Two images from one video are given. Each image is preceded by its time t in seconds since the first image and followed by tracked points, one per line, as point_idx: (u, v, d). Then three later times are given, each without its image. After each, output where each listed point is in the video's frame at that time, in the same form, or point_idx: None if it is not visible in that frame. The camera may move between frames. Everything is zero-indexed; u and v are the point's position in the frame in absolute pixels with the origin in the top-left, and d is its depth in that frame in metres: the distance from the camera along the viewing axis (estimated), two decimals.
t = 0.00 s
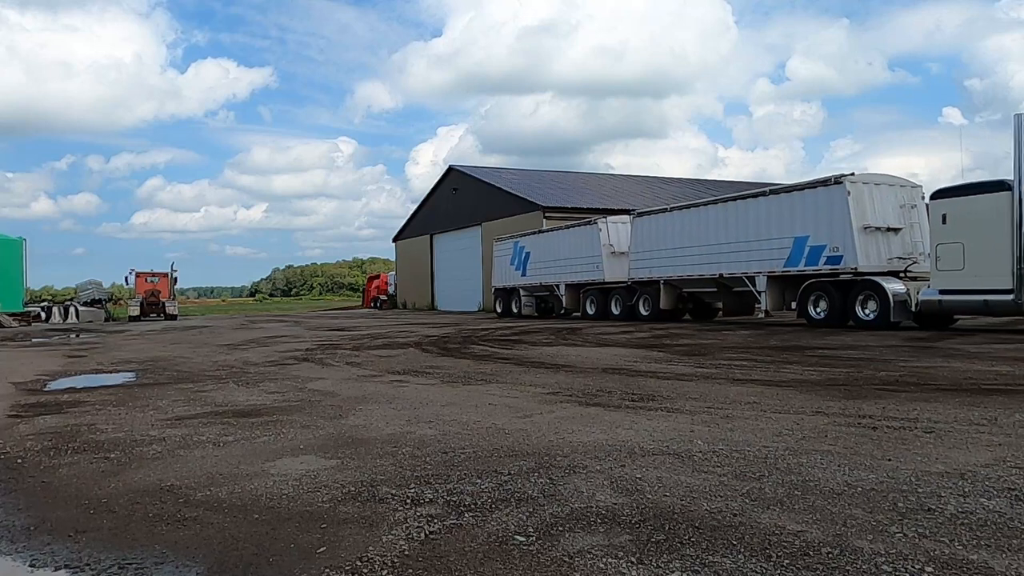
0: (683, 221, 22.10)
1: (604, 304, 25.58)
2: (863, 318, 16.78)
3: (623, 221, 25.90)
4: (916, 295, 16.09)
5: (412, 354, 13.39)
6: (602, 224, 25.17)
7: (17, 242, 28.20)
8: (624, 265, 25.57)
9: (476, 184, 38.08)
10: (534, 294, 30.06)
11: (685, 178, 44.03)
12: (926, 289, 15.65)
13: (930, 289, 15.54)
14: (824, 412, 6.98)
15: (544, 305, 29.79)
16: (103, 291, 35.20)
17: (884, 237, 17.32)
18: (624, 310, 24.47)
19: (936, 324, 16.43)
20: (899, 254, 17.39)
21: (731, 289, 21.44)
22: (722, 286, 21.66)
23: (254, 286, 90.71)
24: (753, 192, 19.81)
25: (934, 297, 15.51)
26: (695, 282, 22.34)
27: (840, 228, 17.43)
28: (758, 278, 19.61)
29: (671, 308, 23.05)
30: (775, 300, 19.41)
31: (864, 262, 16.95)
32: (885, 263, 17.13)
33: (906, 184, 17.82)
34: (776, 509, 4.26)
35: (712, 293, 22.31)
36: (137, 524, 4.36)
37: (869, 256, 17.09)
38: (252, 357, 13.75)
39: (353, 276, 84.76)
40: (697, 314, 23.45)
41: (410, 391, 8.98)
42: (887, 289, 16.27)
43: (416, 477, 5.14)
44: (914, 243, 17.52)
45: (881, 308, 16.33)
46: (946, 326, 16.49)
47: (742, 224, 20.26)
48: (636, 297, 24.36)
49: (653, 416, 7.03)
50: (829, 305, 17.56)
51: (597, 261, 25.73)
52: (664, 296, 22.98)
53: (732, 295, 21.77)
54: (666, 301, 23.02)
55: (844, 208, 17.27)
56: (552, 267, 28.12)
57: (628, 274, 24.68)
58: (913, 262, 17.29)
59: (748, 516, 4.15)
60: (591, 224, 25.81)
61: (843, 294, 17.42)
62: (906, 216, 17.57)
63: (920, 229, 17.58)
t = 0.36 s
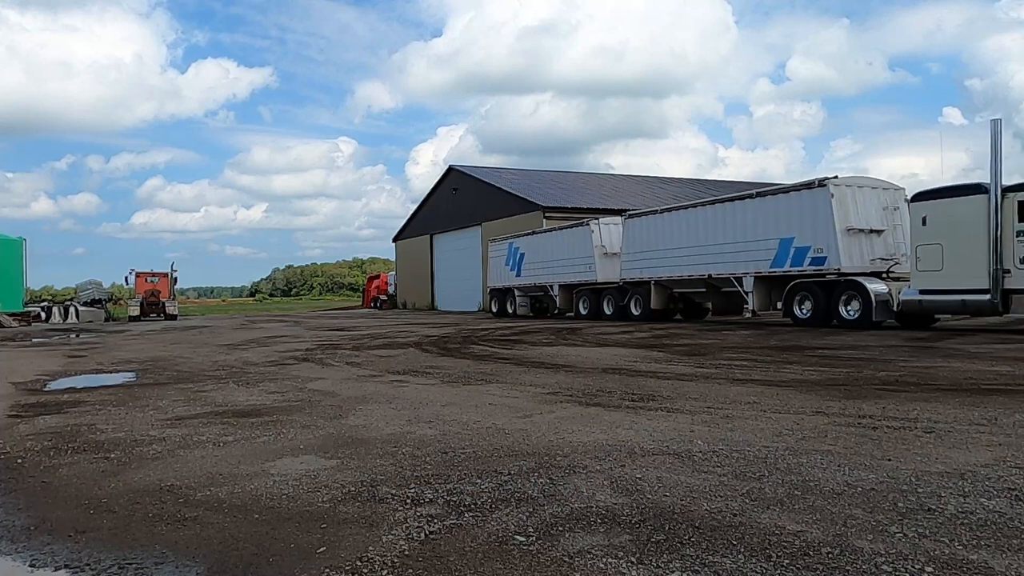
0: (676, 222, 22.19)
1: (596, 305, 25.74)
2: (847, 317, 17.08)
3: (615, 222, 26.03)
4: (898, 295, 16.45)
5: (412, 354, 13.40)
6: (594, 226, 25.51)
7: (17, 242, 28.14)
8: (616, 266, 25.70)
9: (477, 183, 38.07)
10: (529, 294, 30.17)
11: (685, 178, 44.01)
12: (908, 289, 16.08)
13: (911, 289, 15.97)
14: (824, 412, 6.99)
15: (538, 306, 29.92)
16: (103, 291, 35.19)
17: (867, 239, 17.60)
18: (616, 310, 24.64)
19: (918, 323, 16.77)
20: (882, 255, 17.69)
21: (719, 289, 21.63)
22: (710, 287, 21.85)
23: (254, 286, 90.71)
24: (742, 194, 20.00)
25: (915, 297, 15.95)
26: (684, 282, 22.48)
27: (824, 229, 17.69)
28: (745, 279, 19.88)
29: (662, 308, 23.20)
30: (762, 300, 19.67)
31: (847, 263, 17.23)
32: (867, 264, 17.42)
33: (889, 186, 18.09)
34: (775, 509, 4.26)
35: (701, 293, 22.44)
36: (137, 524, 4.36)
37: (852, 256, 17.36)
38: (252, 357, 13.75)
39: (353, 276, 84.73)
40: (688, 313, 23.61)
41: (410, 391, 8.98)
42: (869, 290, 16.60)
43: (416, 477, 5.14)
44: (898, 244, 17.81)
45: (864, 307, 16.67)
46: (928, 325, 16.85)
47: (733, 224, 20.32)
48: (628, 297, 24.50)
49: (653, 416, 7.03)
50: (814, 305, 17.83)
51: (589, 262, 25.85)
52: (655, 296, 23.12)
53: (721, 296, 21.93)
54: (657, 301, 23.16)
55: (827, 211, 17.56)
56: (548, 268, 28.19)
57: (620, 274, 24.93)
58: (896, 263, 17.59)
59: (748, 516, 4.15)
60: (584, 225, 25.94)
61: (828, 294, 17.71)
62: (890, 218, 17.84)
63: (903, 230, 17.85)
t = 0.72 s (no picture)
0: (671, 222, 22.31)
1: (589, 304, 25.94)
2: (832, 317, 17.42)
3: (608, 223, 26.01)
4: (880, 295, 16.91)
5: (412, 354, 13.40)
6: (587, 228, 25.49)
7: (17, 243, 28.12)
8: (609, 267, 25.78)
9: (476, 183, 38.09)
10: (524, 295, 30.29)
11: (686, 178, 43.98)
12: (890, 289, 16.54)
13: (891, 289, 16.47)
14: (824, 412, 6.99)
15: (533, 306, 30.10)
16: (103, 291, 35.17)
17: (850, 240, 17.99)
18: (609, 310, 24.87)
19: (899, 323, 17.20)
20: (865, 256, 18.07)
21: (707, 289, 21.92)
22: (700, 287, 22.11)
23: (254, 286, 90.66)
24: (732, 197, 20.26)
25: (896, 297, 16.40)
26: (673, 282, 22.70)
27: (808, 231, 18.09)
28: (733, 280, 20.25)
29: (653, 308, 23.43)
30: (749, 300, 20.01)
31: (830, 263, 17.61)
32: (851, 265, 17.77)
33: (873, 189, 18.50)
34: (775, 509, 4.25)
35: (691, 293, 22.71)
36: (137, 524, 4.36)
37: (836, 258, 17.74)
38: (253, 357, 13.75)
39: (354, 276, 84.70)
40: (679, 313, 23.81)
41: (410, 390, 8.97)
42: (852, 291, 17.02)
43: (416, 477, 5.14)
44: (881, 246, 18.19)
45: (848, 308, 17.05)
46: (909, 325, 17.29)
47: (729, 225, 20.36)
48: (619, 297, 24.68)
49: (653, 416, 7.03)
50: (798, 305, 18.12)
51: (581, 262, 26.00)
52: (646, 297, 23.32)
53: (710, 296, 22.18)
54: (648, 301, 23.37)
55: (812, 213, 17.93)
56: (543, 268, 28.27)
57: (612, 274, 25.22)
58: (879, 265, 17.97)
59: (747, 516, 4.15)
60: (576, 226, 26.11)
61: (812, 294, 18.06)
62: (872, 220, 18.25)
63: (885, 232, 18.25)
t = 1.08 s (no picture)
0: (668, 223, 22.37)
1: (583, 304, 26.11)
2: (817, 316, 17.65)
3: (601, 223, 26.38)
4: (864, 295, 17.11)
5: (412, 354, 13.39)
6: (581, 228, 25.89)
7: (17, 243, 28.11)
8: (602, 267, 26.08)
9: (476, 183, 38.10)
10: (519, 294, 30.43)
11: (686, 178, 43.97)
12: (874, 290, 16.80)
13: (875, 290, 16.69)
14: (824, 412, 6.98)
15: (528, 306, 30.27)
16: (103, 291, 35.17)
17: (836, 241, 18.15)
18: (602, 310, 25.06)
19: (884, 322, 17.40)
20: (850, 256, 18.21)
21: (698, 289, 22.14)
22: (690, 287, 22.33)
23: (254, 286, 90.62)
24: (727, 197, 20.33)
25: (880, 297, 16.65)
26: (664, 282, 22.91)
27: (794, 233, 18.29)
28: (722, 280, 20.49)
29: (645, 308, 23.63)
30: (738, 300, 20.26)
31: (816, 264, 17.80)
32: (837, 265, 17.95)
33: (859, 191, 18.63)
34: (775, 509, 4.25)
35: (682, 293, 22.96)
36: (137, 524, 4.36)
37: (821, 259, 17.93)
38: (252, 357, 13.74)
39: (353, 276, 84.71)
40: (672, 313, 23.98)
41: (410, 391, 8.97)
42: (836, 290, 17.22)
43: (416, 477, 5.15)
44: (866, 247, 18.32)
45: (833, 307, 17.27)
46: (894, 325, 17.47)
47: (727, 224, 20.31)
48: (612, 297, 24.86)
49: (653, 416, 7.03)
50: (785, 304, 18.38)
51: (575, 262, 26.22)
52: (638, 296, 23.50)
53: (701, 296, 22.41)
54: (640, 301, 23.57)
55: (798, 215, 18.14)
56: (539, 269, 28.41)
57: (604, 275, 25.46)
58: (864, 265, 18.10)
59: (748, 516, 4.15)
60: (570, 227, 26.32)
61: (799, 293, 18.30)
62: (858, 221, 18.39)
63: (871, 233, 18.40)
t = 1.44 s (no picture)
0: (665, 224, 22.38)
1: (576, 304, 26.37)
2: (802, 316, 17.96)
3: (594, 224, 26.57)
4: (847, 295, 17.32)
5: (412, 354, 13.40)
6: (574, 229, 26.07)
7: (17, 243, 28.10)
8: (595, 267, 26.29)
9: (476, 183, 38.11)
10: (514, 294, 30.55)
11: (686, 178, 43.97)
12: (857, 290, 17.03)
13: (858, 290, 16.96)
14: (824, 412, 6.98)
15: (523, 306, 30.43)
16: (103, 291, 35.16)
17: (821, 242, 18.43)
18: (594, 310, 25.30)
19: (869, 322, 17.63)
20: (835, 257, 18.48)
21: (688, 290, 22.40)
22: (680, 287, 22.58)
23: (254, 286, 90.60)
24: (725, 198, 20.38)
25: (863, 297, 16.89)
26: (655, 283, 23.14)
27: (780, 234, 18.57)
28: (710, 280, 20.75)
29: (636, 308, 23.90)
30: (726, 300, 20.55)
31: (800, 265, 18.08)
32: (821, 266, 18.23)
33: (843, 194, 18.96)
34: (775, 509, 4.25)
35: (672, 293, 23.19)
36: (136, 524, 4.36)
37: (806, 259, 18.21)
38: (253, 357, 13.75)
39: (353, 276, 84.72)
40: (663, 313, 24.19)
41: (410, 391, 8.98)
42: (820, 290, 17.48)
43: (416, 476, 5.15)
44: (850, 248, 18.62)
45: (817, 307, 17.55)
46: (880, 324, 17.68)
47: (725, 224, 20.26)
48: (604, 297, 25.06)
49: (653, 416, 7.03)
50: (771, 304, 18.71)
51: (568, 263, 26.41)
52: (629, 297, 23.82)
53: (690, 296, 22.65)
54: (631, 301, 23.83)
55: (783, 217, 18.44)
56: (533, 269, 28.55)
57: (597, 275, 25.69)
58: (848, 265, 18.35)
59: (748, 516, 4.15)
60: (564, 229, 26.50)
61: (784, 293, 18.61)
62: (842, 223, 18.69)
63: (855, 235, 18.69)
